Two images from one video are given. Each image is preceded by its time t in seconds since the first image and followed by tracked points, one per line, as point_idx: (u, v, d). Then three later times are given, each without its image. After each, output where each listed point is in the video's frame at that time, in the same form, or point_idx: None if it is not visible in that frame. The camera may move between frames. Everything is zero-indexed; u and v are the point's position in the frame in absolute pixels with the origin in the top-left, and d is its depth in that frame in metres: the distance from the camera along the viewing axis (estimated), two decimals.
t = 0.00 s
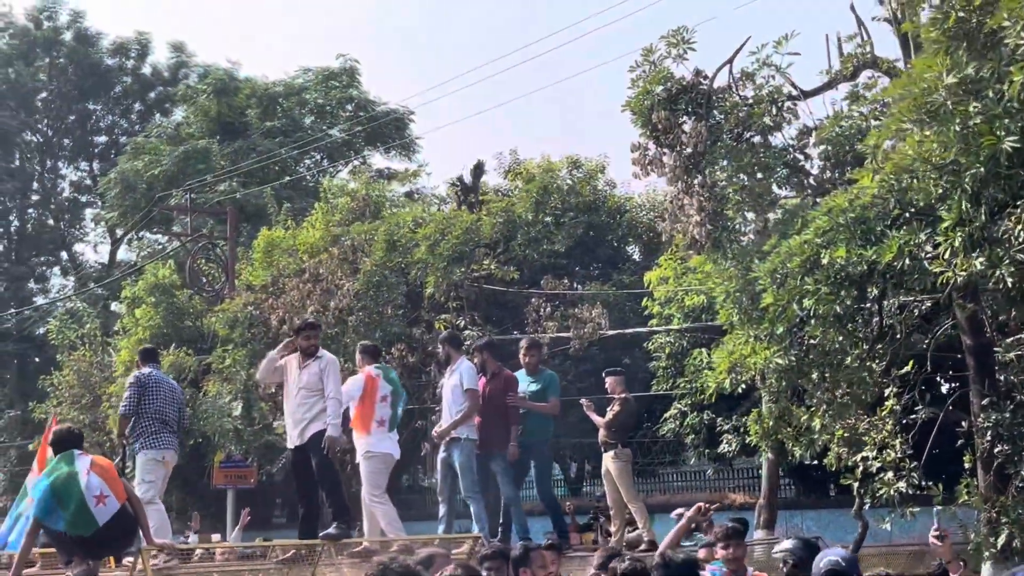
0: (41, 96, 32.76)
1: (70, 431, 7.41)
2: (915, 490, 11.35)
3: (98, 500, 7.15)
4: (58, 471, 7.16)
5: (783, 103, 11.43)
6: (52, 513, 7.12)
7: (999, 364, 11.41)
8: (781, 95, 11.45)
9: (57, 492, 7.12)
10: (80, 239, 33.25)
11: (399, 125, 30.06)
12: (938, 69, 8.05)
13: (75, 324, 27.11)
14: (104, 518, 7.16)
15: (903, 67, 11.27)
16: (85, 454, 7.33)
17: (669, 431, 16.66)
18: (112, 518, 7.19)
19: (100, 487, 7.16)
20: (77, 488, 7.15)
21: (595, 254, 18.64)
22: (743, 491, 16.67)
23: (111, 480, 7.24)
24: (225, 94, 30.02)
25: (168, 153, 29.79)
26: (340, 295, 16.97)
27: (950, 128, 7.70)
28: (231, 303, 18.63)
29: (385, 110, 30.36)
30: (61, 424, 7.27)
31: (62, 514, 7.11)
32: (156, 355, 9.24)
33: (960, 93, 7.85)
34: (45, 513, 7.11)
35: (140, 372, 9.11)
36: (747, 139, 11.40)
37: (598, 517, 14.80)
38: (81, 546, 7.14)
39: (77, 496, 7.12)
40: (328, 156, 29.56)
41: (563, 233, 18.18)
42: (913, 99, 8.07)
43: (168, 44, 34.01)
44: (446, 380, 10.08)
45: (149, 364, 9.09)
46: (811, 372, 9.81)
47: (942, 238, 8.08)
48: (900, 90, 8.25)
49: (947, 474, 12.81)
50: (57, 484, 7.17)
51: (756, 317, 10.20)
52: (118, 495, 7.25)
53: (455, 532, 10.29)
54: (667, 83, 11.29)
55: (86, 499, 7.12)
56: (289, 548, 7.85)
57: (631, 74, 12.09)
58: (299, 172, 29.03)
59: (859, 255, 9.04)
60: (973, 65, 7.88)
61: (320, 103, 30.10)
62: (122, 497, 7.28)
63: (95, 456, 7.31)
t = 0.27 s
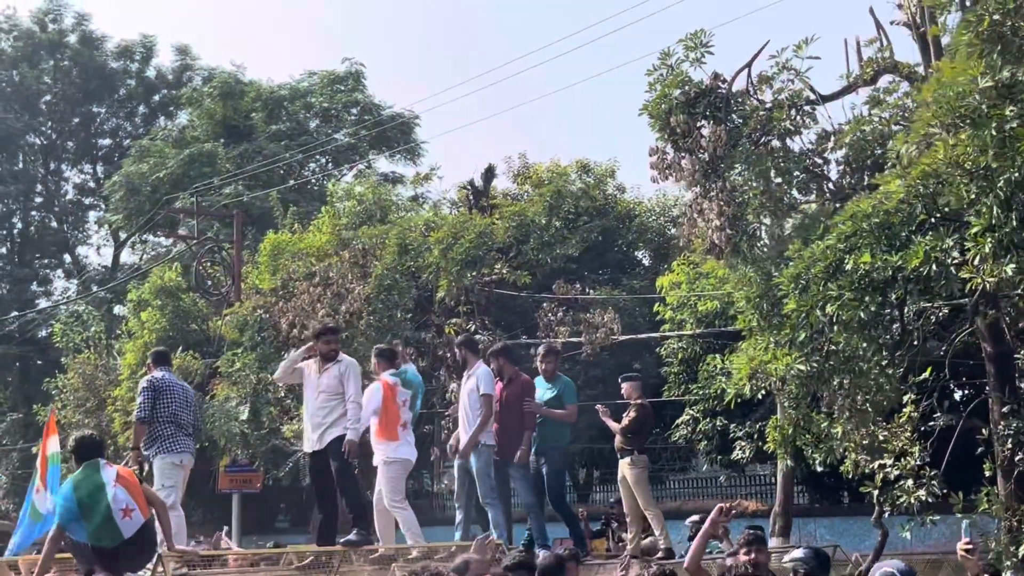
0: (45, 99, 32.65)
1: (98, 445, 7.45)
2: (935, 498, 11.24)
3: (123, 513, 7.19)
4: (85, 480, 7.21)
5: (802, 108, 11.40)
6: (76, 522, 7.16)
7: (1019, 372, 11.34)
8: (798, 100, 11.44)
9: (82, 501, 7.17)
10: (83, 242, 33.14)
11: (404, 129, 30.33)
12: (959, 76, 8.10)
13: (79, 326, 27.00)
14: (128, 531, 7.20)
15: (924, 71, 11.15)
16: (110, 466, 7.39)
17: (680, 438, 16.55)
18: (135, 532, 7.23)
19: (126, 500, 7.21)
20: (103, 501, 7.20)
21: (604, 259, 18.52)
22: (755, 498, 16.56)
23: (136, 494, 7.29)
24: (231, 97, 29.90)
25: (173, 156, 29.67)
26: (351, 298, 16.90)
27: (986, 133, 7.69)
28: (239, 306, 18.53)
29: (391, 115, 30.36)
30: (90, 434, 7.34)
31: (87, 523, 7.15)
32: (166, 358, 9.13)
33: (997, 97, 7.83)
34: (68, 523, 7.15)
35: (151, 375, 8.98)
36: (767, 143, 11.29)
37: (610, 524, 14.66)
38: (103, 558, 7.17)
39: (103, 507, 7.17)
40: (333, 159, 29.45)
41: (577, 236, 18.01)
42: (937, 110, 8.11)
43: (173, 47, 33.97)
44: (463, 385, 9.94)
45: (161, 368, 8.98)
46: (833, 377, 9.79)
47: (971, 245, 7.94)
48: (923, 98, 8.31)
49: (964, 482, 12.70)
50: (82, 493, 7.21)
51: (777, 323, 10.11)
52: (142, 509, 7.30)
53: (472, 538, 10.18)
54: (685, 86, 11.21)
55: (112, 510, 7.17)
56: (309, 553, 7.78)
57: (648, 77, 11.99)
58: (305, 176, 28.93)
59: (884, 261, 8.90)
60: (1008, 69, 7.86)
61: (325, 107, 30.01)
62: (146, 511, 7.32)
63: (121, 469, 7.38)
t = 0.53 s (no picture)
0: (39, 95, 32.42)
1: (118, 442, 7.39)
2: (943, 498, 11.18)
3: (136, 505, 7.09)
4: (99, 471, 7.14)
5: (813, 103, 11.26)
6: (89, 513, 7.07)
7: None
8: (810, 95, 11.28)
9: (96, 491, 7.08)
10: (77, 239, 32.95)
11: (400, 127, 30.14)
12: (976, 67, 8.01)
13: (73, 323, 26.81)
14: (139, 524, 7.08)
15: (934, 68, 11.09)
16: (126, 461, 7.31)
17: (682, 437, 16.45)
18: (147, 526, 7.12)
19: (139, 492, 7.12)
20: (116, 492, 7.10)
21: (605, 257, 18.41)
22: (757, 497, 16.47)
23: (150, 488, 7.19)
24: (228, 94, 29.75)
25: (169, 152, 29.47)
26: (352, 295, 16.77)
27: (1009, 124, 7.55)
28: (238, 302, 18.38)
29: (388, 113, 30.22)
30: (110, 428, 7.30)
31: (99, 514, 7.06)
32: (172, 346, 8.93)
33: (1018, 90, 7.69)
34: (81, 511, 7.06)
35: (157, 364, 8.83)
36: (776, 140, 11.18)
37: (612, 523, 14.54)
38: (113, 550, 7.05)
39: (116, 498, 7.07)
40: (329, 157, 29.30)
41: (580, 234, 17.95)
42: (956, 105, 8.09)
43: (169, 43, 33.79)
44: (470, 381, 9.84)
45: (165, 357, 8.80)
46: (842, 375, 9.63)
47: (988, 241, 7.90)
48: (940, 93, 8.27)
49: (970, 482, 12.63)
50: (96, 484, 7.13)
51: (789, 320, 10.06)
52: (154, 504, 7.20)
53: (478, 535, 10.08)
54: (692, 82, 11.05)
55: (125, 502, 7.07)
56: (318, 549, 7.69)
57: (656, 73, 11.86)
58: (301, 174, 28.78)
59: (899, 257, 8.82)
60: None
61: (322, 104, 29.89)
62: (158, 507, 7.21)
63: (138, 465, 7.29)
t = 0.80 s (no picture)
0: (27, 85, 32.12)
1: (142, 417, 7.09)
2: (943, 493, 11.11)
3: (150, 478, 6.78)
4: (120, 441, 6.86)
5: (815, 94, 11.10)
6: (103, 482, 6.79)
7: None
8: (813, 86, 11.12)
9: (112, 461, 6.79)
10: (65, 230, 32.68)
11: (392, 120, 29.71)
12: (995, 54, 8.07)
13: (60, 314, 26.57)
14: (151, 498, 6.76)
15: (939, 60, 11.00)
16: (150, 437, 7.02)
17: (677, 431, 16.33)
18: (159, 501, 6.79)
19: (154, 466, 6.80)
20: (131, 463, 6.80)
21: (599, 251, 18.29)
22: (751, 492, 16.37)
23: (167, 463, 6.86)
24: (218, 85, 29.55)
25: (158, 143, 29.21)
26: (346, 285, 16.62)
27: None
28: (230, 293, 18.19)
29: (379, 105, 30.00)
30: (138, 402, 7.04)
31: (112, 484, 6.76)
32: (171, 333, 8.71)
33: None
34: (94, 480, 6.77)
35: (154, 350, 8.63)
36: (778, 131, 11.05)
37: (607, 517, 14.40)
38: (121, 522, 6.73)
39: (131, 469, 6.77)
40: (320, 149, 29.08)
41: (579, 226, 17.82)
42: (972, 93, 8.16)
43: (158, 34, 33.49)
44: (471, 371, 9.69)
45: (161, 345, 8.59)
46: (847, 366, 9.69)
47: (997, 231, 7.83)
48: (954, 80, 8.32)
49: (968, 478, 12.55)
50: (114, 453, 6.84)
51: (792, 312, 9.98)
52: (170, 480, 6.87)
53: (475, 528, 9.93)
54: (696, 70, 10.96)
55: (138, 474, 6.76)
56: (312, 541, 7.42)
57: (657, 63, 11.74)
58: (291, 166, 28.59)
59: (906, 249, 8.70)
60: None
61: (313, 96, 29.70)
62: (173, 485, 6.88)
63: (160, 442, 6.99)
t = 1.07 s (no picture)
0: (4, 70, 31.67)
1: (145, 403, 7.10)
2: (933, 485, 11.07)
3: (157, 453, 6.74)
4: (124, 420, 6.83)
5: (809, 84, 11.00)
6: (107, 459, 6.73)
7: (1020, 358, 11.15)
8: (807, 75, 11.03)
9: (117, 436, 6.75)
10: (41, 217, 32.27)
11: (373, 109, 29.24)
12: (1002, 39, 7.97)
13: (37, 302, 26.21)
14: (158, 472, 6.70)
15: (934, 51, 10.94)
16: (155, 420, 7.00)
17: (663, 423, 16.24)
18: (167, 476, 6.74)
19: (161, 442, 6.76)
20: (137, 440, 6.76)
21: (586, 241, 18.18)
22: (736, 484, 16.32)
23: (175, 441, 6.84)
24: (199, 72, 29.27)
25: (138, 130, 28.87)
26: (332, 274, 16.45)
27: None
28: (212, 281, 17.97)
29: (361, 94, 29.78)
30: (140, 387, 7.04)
31: (119, 459, 6.72)
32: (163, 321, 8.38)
33: None
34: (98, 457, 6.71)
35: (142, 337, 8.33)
36: (771, 120, 10.94)
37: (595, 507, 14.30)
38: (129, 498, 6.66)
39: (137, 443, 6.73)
40: (301, 137, 28.82)
41: (567, 215, 17.68)
42: (977, 80, 8.10)
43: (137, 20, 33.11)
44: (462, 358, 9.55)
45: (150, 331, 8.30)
46: (840, 359, 9.61)
47: (998, 221, 7.81)
48: (958, 66, 8.25)
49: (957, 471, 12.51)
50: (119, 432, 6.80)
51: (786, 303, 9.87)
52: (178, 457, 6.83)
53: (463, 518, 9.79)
54: (689, 58, 10.85)
55: (145, 448, 6.72)
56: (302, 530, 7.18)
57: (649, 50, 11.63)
58: (272, 154, 28.34)
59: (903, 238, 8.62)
60: None
61: (294, 84, 29.45)
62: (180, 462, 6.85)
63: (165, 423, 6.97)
